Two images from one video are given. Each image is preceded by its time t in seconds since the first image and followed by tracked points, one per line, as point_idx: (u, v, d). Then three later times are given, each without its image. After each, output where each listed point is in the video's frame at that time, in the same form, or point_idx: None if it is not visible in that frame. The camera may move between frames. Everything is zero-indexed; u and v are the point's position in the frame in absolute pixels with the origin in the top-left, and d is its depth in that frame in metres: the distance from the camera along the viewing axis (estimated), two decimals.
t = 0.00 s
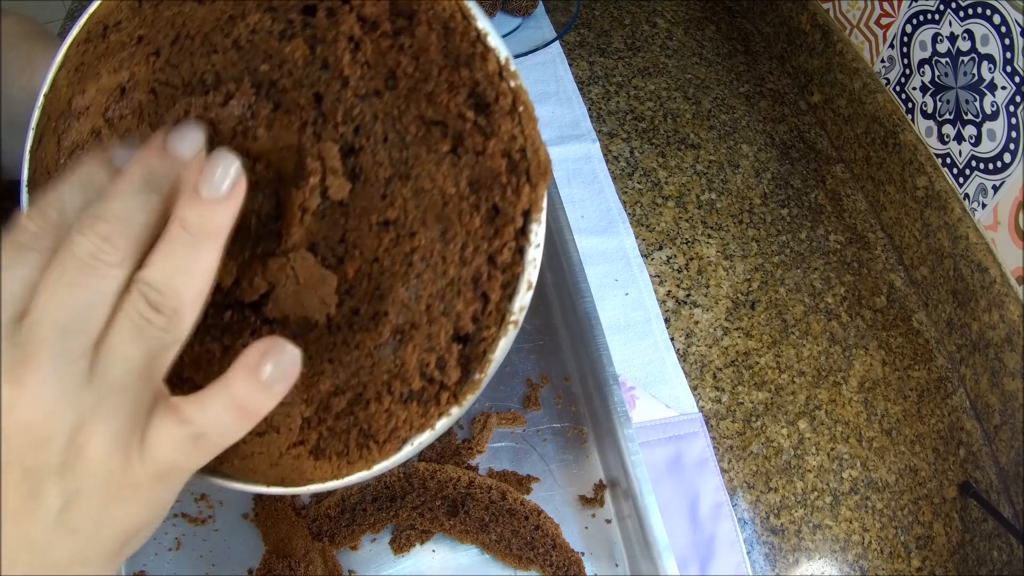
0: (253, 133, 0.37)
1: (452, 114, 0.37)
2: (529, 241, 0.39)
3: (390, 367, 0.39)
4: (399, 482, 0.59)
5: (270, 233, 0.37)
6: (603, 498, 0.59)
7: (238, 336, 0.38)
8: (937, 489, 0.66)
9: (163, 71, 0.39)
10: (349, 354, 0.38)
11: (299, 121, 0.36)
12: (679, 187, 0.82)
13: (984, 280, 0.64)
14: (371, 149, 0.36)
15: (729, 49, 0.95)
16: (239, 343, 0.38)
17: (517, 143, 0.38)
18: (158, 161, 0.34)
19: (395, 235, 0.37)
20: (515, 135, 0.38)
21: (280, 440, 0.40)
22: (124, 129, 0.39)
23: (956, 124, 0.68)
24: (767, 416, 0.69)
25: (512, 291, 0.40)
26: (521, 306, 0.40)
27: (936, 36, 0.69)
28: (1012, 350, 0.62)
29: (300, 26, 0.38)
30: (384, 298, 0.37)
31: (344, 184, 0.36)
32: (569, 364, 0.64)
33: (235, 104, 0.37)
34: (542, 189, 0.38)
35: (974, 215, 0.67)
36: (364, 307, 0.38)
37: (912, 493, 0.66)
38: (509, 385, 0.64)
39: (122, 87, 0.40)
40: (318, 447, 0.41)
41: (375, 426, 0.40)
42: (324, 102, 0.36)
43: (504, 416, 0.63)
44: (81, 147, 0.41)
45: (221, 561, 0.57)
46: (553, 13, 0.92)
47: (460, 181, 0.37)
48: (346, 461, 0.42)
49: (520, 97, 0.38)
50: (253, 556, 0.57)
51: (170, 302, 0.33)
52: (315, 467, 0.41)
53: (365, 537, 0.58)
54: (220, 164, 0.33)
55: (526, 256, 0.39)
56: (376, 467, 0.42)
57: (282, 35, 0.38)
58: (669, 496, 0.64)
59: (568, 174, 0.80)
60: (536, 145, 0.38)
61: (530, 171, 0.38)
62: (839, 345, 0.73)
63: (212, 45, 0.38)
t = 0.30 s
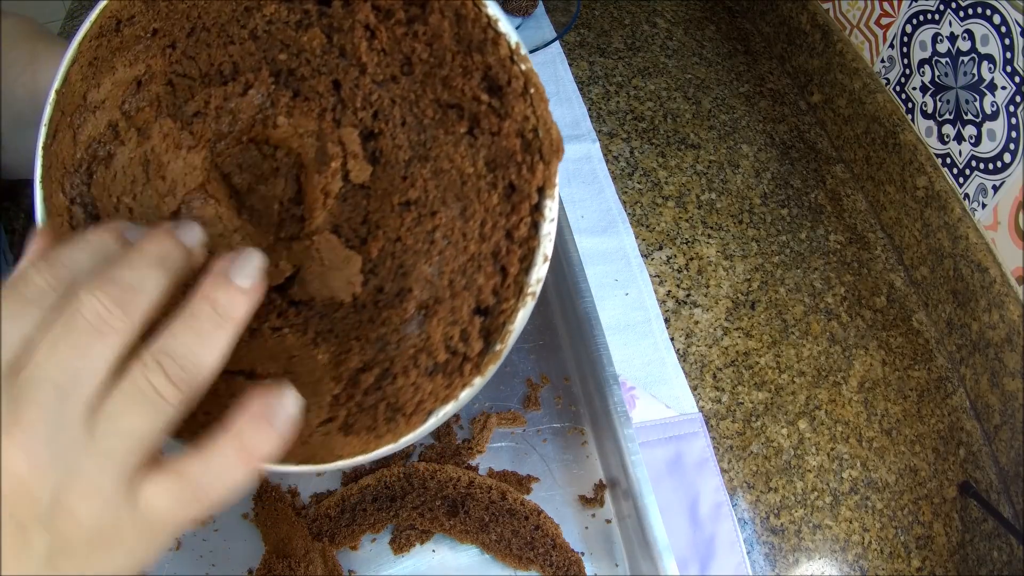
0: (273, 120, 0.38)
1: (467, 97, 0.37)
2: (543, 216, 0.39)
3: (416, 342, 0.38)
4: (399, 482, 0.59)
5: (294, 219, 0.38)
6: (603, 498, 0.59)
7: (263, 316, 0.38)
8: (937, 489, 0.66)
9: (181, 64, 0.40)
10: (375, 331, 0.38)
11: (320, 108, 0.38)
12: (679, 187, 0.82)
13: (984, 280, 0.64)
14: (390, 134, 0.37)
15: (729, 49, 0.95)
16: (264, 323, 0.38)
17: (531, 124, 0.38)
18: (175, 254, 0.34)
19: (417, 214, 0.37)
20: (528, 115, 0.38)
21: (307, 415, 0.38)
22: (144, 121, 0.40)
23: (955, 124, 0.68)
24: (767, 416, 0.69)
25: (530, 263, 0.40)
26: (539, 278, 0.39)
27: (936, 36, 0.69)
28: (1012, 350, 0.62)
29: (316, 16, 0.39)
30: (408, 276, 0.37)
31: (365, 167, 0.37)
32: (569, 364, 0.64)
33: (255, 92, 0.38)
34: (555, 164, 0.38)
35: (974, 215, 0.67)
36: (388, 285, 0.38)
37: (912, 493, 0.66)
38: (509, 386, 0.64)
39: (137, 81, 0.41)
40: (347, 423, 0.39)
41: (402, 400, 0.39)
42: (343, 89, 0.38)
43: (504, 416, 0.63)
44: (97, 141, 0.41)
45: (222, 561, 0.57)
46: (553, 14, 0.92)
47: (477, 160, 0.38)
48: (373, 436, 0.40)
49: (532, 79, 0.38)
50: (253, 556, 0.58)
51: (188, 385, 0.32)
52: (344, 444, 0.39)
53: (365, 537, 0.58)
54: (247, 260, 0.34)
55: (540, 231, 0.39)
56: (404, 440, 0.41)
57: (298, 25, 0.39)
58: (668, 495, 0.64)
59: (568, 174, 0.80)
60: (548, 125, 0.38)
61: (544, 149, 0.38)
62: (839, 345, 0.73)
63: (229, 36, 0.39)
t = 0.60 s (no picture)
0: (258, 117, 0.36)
1: (450, 87, 0.37)
2: (529, 202, 0.39)
3: (406, 330, 0.39)
4: (399, 482, 0.59)
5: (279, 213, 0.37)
6: (603, 498, 0.59)
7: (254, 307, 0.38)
8: (937, 489, 0.66)
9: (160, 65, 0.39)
10: (366, 322, 0.38)
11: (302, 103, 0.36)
12: (679, 187, 0.82)
13: (984, 280, 0.64)
14: (375, 126, 0.37)
15: (729, 49, 0.95)
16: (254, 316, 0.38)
17: (513, 111, 0.37)
18: (300, 212, 0.31)
19: (402, 206, 0.37)
20: (511, 102, 0.37)
21: (303, 409, 0.41)
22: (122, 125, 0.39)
23: (956, 124, 0.68)
24: (767, 416, 0.69)
25: (517, 249, 0.39)
26: (527, 263, 0.39)
27: (936, 36, 0.69)
28: (1012, 350, 0.62)
29: (296, 11, 0.37)
30: (396, 267, 0.38)
31: (349, 159, 0.36)
32: (569, 364, 0.64)
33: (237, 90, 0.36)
34: (539, 151, 0.38)
35: (974, 215, 0.67)
36: (376, 276, 0.38)
37: (912, 493, 0.66)
38: (509, 386, 0.64)
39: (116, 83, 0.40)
40: (339, 413, 0.41)
41: (394, 388, 0.41)
42: (326, 83, 0.37)
43: (504, 416, 0.63)
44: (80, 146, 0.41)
45: (222, 561, 0.57)
46: (553, 14, 0.92)
47: (461, 150, 0.37)
48: (367, 424, 0.42)
49: (515, 65, 0.38)
50: (253, 556, 0.58)
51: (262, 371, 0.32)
52: (337, 432, 0.42)
53: (365, 537, 0.58)
54: (331, 293, 0.34)
55: (528, 216, 0.39)
56: (397, 427, 0.42)
57: (278, 20, 0.38)
58: (669, 496, 0.64)
59: (568, 174, 0.80)
60: (532, 111, 0.38)
61: (527, 135, 0.38)
62: (839, 345, 0.73)
63: (209, 35, 0.38)
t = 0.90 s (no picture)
0: (254, 103, 0.38)
1: (446, 68, 0.37)
2: (528, 182, 0.39)
3: (406, 315, 0.40)
4: (399, 482, 0.59)
5: (278, 198, 0.38)
6: (603, 498, 0.59)
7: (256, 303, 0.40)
8: (937, 489, 0.66)
9: (158, 53, 0.41)
10: (366, 308, 0.40)
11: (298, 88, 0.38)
12: (679, 187, 0.82)
13: (984, 280, 0.64)
14: (371, 109, 0.37)
15: (729, 49, 0.95)
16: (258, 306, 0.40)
17: (510, 91, 0.37)
18: (181, 181, 0.33)
19: (401, 188, 0.38)
20: (508, 83, 0.37)
21: (305, 398, 0.43)
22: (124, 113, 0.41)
23: (956, 124, 0.68)
24: (767, 416, 0.69)
25: (517, 232, 0.40)
26: (527, 246, 0.40)
27: (936, 36, 0.69)
28: (1012, 350, 0.62)
29: None
30: (395, 250, 0.38)
31: (347, 145, 0.37)
32: (569, 364, 0.64)
33: (233, 76, 0.38)
34: (538, 132, 0.38)
35: (975, 215, 0.67)
36: (375, 262, 0.39)
37: (912, 493, 0.66)
38: (509, 386, 0.64)
39: (117, 72, 0.42)
40: (341, 401, 0.43)
41: (396, 374, 0.42)
42: (322, 67, 0.37)
43: (505, 416, 0.63)
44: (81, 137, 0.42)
45: (222, 560, 0.57)
46: (553, 14, 0.92)
47: (459, 132, 0.37)
48: (370, 412, 0.43)
49: (510, 45, 0.37)
50: (253, 557, 0.57)
51: (179, 322, 0.33)
52: (340, 420, 0.43)
53: (365, 537, 0.58)
54: (260, 315, 0.37)
55: (527, 197, 0.39)
56: (400, 414, 0.43)
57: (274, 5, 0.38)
58: (668, 496, 0.64)
59: (568, 174, 0.80)
60: (528, 91, 0.37)
61: (525, 116, 0.37)
62: (839, 345, 0.73)
63: (204, 21, 0.39)
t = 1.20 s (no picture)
0: (258, 112, 0.38)
1: (448, 78, 0.37)
2: (529, 190, 0.39)
3: (411, 320, 0.41)
4: (399, 482, 0.59)
5: (283, 205, 0.39)
6: (603, 498, 0.59)
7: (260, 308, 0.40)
8: (937, 489, 0.66)
9: (161, 62, 0.40)
10: (371, 314, 0.40)
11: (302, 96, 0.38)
12: (679, 187, 0.82)
13: (984, 280, 0.64)
14: (375, 119, 0.37)
15: (729, 49, 0.95)
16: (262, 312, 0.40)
17: (512, 101, 0.38)
18: (198, 177, 0.34)
19: (404, 196, 0.38)
20: (510, 93, 0.37)
21: (310, 402, 0.43)
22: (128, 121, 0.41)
23: (955, 124, 0.68)
24: (767, 416, 0.69)
25: (519, 237, 0.41)
26: (528, 251, 0.41)
27: (936, 36, 0.69)
28: (1012, 350, 0.62)
29: (294, 6, 0.38)
30: (399, 256, 0.39)
31: (350, 154, 0.38)
32: (569, 364, 0.64)
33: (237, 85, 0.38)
34: (539, 141, 0.38)
35: (975, 215, 0.67)
36: (380, 268, 0.39)
37: (912, 493, 0.66)
38: (509, 386, 0.64)
39: (121, 80, 0.41)
40: (346, 404, 0.43)
41: (401, 377, 0.42)
42: (325, 76, 0.37)
43: (504, 416, 0.63)
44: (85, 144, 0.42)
45: (221, 561, 0.57)
46: (553, 14, 0.92)
47: (462, 141, 0.38)
48: (375, 415, 0.44)
49: (513, 55, 0.37)
50: (253, 557, 0.57)
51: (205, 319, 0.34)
52: (345, 423, 0.44)
53: (365, 537, 0.58)
54: (282, 313, 0.38)
55: (528, 205, 0.40)
56: (403, 416, 0.44)
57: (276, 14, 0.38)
58: (668, 495, 0.64)
59: (568, 174, 0.80)
60: (531, 100, 0.38)
61: (527, 125, 0.38)
62: (839, 345, 0.73)
63: (207, 31, 0.39)
